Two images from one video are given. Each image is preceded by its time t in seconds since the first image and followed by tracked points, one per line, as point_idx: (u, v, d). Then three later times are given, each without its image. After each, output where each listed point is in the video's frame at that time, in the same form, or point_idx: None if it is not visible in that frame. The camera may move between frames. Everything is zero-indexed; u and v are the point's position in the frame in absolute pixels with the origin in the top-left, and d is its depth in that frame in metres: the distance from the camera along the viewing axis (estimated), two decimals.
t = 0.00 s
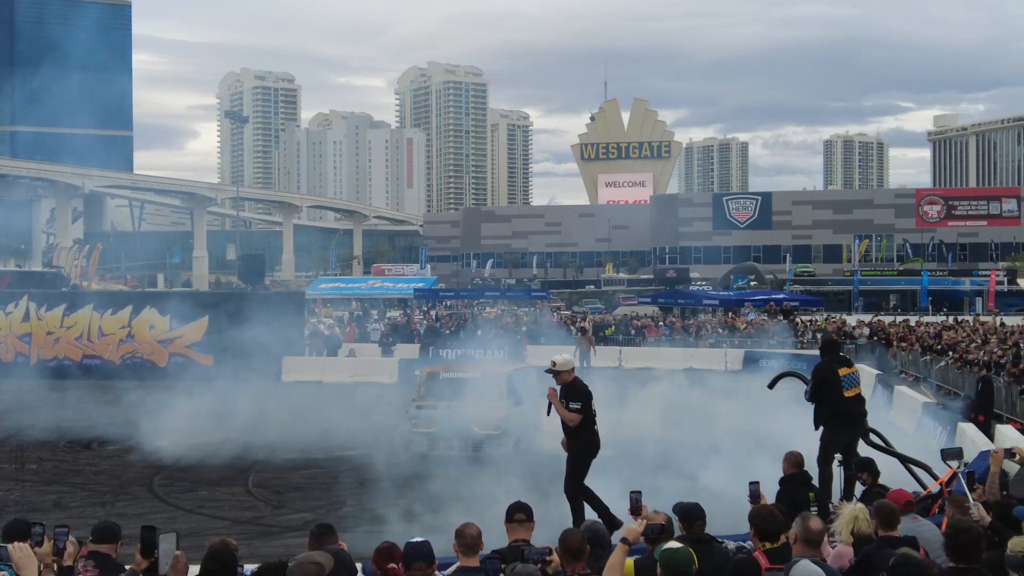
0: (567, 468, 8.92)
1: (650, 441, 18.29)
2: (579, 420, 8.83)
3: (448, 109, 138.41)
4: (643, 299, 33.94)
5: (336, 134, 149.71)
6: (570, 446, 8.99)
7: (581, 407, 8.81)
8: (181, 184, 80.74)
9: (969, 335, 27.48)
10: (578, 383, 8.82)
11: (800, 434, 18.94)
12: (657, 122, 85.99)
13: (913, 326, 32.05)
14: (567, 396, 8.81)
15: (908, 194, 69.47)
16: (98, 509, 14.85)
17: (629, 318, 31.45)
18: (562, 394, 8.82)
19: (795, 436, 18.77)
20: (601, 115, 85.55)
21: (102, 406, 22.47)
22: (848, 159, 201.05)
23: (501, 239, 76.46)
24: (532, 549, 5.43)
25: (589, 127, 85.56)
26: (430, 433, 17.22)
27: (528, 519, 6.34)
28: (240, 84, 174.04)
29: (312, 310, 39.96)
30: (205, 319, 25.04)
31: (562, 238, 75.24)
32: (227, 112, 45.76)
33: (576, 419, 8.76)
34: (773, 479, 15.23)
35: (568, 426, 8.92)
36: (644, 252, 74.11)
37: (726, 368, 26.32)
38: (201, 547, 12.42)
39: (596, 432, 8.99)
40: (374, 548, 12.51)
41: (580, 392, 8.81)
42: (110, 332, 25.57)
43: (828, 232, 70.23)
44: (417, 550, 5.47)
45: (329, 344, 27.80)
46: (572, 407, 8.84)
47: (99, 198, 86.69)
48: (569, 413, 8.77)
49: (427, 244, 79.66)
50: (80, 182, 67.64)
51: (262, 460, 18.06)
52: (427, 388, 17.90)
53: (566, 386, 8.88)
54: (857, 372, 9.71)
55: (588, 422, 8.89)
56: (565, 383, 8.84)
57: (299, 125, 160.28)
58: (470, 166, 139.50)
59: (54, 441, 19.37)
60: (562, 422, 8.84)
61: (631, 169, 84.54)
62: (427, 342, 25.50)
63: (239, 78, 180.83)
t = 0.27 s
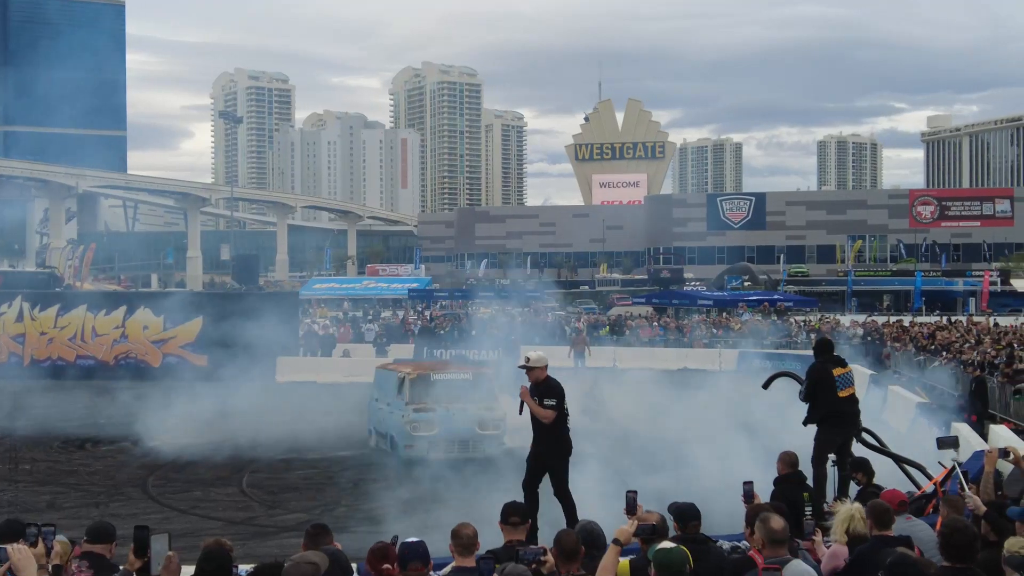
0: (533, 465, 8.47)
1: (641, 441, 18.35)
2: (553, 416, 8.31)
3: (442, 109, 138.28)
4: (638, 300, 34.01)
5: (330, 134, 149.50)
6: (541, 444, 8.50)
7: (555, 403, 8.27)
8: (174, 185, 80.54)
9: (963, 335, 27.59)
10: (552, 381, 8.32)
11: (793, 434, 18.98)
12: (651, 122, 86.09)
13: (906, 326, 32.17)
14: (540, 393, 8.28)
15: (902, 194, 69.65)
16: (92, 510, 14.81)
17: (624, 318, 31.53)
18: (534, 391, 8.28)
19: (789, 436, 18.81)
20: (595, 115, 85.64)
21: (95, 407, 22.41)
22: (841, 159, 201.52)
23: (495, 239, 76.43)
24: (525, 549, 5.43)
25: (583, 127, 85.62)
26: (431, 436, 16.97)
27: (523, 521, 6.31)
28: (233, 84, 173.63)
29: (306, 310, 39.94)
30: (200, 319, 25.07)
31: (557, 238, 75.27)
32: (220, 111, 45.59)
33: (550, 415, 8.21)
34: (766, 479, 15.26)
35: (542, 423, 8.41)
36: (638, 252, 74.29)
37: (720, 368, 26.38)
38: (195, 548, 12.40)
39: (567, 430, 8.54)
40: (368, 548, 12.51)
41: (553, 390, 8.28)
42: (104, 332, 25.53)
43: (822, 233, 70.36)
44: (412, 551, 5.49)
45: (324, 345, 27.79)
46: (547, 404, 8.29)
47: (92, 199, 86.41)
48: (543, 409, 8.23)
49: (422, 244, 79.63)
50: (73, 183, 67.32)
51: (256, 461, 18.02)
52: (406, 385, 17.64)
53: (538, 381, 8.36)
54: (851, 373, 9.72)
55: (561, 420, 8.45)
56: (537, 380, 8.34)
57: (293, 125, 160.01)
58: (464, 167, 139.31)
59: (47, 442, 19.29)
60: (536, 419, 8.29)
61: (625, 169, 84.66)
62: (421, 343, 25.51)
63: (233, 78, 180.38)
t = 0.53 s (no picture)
0: (500, 468, 8.47)
1: (636, 441, 18.34)
2: (517, 415, 8.36)
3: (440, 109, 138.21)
4: (635, 300, 34.01)
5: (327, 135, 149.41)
6: (508, 446, 8.53)
7: (519, 402, 8.32)
8: (172, 184, 80.44)
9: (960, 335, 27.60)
10: (513, 382, 8.38)
11: (790, 435, 18.98)
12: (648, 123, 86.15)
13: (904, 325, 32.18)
14: (504, 393, 8.35)
15: (898, 194, 69.74)
16: (90, 510, 14.78)
17: (621, 319, 31.54)
18: (497, 392, 8.37)
19: (786, 436, 18.83)
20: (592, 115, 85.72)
21: (93, 407, 22.37)
22: (837, 160, 201.89)
23: (493, 240, 76.43)
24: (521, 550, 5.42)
25: (580, 127, 85.65)
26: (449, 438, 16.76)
27: (522, 523, 6.28)
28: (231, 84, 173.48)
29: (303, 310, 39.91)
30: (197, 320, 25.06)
31: (554, 238, 75.29)
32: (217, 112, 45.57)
33: (516, 414, 8.27)
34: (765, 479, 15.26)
35: (506, 423, 8.46)
36: (635, 253, 74.41)
37: (718, 369, 26.34)
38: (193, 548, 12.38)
39: (532, 432, 8.58)
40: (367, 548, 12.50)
41: (517, 390, 8.35)
42: (102, 332, 25.46)
43: (819, 233, 70.41)
44: (409, 551, 5.49)
45: (321, 345, 27.77)
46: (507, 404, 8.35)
47: (90, 199, 86.30)
48: (508, 409, 8.28)
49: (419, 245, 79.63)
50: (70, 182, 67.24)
51: (254, 462, 18.00)
52: (402, 388, 17.16)
53: (501, 384, 8.43)
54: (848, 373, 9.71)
55: (525, 420, 8.49)
56: (499, 382, 8.37)
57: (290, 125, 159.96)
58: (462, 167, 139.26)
59: (43, 442, 19.25)
60: (501, 418, 8.33)
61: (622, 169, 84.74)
62: (418, 343, 25.50)
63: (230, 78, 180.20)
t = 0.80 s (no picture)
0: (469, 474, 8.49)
1: (635, 441, 18.34)
2: (486, 420, 8.43)
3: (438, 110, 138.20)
4: (635, 300, 34.02)
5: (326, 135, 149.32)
6: (476, 453, 8.59)
7: (489, 407, 8.41)
8: (170, 185, 80.42)
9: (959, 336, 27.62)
10: (485, 386, 8.40)
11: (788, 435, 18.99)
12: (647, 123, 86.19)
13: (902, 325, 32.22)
14: (473, 398, 8.41)
15: (897, 194, 69.81)
16: (90, 510, 14.76)
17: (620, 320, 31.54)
18: (467, 397, 8.41)
19: (786, 436, 18.84)
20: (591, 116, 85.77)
21: (93, 408, 22.35)
22: (835, 160, 202.21)
23: (492, 240, 76.48)
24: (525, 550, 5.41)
25: (579, 127, 85.69)
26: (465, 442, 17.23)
27: (525, 523, 6.26)
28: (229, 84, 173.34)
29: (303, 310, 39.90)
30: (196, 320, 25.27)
31: (553, 238, 75.32)
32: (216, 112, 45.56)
33: (483, 420, 8.35)
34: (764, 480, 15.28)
35: (476, 428, 8.51)
36: (634, 253, 74.48)
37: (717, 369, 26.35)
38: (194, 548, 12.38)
39: (503, 435, 8.62)
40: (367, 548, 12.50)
41: (486, 394, 8.40)
42: (101, 333, 25.47)
43: (818, 233, 70.42)
44: (410, 551, 5.50)
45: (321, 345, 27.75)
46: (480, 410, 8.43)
47: (89, 199, 86.29)
48: (477, 414, 8.37)
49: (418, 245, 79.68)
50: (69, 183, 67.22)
51: (254, 462, 18.00)
52: (418, 392, 17.31)
53: (472, 388, 8.45)
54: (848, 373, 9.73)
55: (495, 423, 8.54)
56: (469, 385, 8.38)
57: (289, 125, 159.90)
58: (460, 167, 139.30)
59: (43, 443, 19.23)
60: (470, 424, 8.41)
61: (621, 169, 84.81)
62: (418, 344, 25.50)
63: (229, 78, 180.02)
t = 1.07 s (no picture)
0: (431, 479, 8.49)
1: (637, 441, 18.34)
2: (454, 425, 8.42)
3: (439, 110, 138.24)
4: (636, 300, 34.05)
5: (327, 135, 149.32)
6: (440, 458, 8.62)
7: (456, 412, 8.41)
8: (172, 185, 80.51)
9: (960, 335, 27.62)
10: (455, 389, 8.41)
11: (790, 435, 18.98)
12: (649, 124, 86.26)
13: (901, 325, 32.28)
14: (442, 402, 8.41)
15: (898, 194, 69.88)
16: (91, 510, 14.76)
17: (621, 320, 31.57)
18: (436, 401, 8.42)
19: (787, 436, 18.84)
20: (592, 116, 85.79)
21: (94, 408, 22.36)
22: (835, 161, 202.55)
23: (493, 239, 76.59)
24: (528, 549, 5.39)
25: (581, 128, 85.73)
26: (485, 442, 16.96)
27: (530, 522, 6.24)
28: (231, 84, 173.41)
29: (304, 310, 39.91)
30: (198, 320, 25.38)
31: (554, 238, 75.36)
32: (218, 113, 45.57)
33: (451, 425, 8.36)
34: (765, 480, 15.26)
35: (444, 433, 8.53)
36: (634, 253, 74.56)
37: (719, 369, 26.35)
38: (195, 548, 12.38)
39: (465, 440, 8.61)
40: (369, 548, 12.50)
41: (455, 399, 8.40)
42: (103, 333, 25.46)
43: (819, 233, 70.46)
44: (413, 550, 5.49)
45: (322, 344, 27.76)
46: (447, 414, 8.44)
47: (90, 198, 86.40)
48: (444, 419, 8.37)
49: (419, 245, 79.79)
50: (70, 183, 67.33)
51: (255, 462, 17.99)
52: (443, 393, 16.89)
53: (440, 392, 8.47)
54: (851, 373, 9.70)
55: (462, 429, 8.51)
56: (440, 389, 8.40)
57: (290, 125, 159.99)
58: (461, 168, 139.36)
59: (45, 442, 19.25)
60: (439, 429, 8.42)
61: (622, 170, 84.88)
62: (419, 343, 25.50)
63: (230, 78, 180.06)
